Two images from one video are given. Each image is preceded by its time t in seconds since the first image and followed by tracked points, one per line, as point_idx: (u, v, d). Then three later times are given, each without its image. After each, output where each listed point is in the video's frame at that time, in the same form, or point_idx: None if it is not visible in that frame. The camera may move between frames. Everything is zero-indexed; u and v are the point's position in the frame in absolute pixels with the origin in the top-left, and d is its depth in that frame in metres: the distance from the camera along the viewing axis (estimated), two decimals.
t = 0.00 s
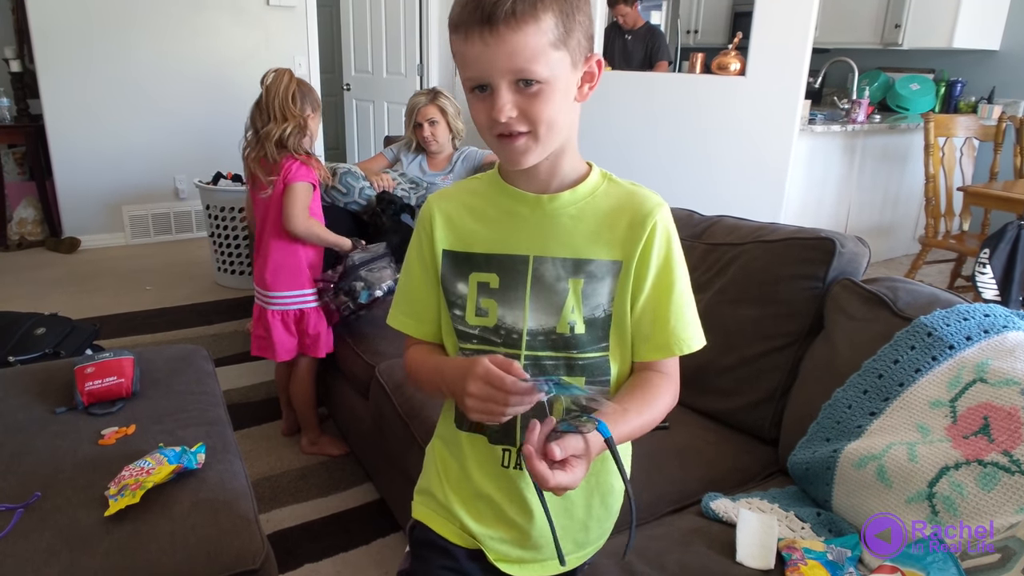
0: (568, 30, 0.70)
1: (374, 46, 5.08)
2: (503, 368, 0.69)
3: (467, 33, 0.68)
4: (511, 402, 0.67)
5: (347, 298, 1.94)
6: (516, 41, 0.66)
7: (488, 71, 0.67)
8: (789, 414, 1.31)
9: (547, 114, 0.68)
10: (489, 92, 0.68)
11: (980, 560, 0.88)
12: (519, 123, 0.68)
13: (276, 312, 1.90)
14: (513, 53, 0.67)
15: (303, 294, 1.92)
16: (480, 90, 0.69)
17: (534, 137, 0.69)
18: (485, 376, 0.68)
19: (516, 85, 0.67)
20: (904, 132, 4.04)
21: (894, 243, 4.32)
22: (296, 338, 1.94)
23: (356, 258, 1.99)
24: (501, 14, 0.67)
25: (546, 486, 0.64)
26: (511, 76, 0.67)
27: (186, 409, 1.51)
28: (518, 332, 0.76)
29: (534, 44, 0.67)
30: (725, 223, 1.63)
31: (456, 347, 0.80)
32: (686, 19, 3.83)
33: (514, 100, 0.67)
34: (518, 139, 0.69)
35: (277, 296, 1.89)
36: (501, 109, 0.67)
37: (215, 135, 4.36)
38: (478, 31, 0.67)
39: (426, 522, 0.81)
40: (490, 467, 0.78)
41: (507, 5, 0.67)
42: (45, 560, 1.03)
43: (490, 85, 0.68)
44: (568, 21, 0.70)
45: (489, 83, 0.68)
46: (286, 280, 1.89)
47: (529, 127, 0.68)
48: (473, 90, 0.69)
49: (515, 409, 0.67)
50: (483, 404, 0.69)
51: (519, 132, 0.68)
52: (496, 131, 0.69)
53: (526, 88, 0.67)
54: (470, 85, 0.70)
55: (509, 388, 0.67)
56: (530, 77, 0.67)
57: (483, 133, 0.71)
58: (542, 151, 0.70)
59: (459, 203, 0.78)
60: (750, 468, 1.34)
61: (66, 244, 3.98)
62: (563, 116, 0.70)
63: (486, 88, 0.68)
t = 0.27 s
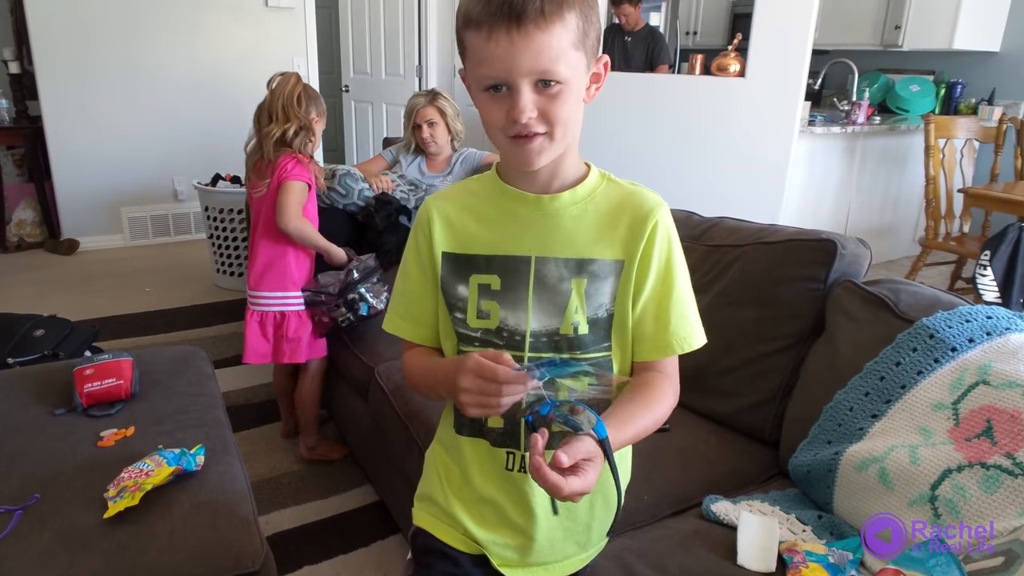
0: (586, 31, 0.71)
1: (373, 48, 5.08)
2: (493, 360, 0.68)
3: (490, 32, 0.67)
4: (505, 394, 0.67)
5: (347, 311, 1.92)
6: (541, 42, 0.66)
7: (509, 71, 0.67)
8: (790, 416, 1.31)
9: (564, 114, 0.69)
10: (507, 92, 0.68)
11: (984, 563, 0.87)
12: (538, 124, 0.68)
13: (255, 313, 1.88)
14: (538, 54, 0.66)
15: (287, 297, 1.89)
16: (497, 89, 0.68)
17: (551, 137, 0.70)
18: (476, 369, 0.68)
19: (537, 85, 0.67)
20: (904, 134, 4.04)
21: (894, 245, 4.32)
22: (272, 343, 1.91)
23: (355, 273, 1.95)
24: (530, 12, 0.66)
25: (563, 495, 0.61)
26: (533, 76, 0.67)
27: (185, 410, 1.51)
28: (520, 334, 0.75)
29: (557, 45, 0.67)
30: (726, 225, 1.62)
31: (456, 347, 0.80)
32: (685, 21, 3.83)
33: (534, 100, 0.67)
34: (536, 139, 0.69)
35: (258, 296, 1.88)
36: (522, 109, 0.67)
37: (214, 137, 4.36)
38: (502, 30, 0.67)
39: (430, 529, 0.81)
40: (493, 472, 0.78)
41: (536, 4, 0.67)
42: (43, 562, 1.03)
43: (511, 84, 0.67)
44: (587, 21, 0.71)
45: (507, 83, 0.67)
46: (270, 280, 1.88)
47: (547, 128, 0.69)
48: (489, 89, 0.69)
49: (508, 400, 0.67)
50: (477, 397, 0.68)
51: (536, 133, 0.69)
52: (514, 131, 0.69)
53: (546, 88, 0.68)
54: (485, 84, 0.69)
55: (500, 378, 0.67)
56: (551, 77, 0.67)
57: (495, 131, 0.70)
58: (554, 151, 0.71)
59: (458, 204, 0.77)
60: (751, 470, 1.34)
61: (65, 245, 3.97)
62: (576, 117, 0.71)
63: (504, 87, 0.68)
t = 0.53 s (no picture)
0: (598, 42, 0.72)
1: (374, 46, 5.08)
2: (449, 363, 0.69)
3: (509, 39, 0.67)
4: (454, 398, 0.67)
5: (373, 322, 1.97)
6: (558, 55, 0.67)
7: (522, 80, 0.67)
8: (789, 414, 1.31)
9: (569, 123, 0.70)
10: (516, 99, 0.68)
11: (978, 559, 0.89)
12: (544, 132, 0.69)
13: (283, 327, 1.84)
14: (553, 66, 0.67)
15: (311, 304, 1.86)
16: (507, 95, 0.68)
17: (554, 145, 0.70)
18: (427, 367, 0.69)
19: (547, 97, 0.68)
20: (905, 132, 4.04)
21: (895, 243, 4.32)
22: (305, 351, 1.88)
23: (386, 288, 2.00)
24: (550, 26, 0.67)
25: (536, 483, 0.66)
26: (545, 89, 0.67)
27: (186, 408, 1.51)
28: (519, 331, 0.76)
29: (569, 56, 0.68)
30: (726, 223, 1.62)
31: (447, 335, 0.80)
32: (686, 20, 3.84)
33: (544, 112, 0.68)
34: (539, 147, 0.70)
35: (280, 310, 1.83)
36: (530, 118, 0.67)
37: (214, 135, 4.36)
38: (520, 38, 0.66)
39: (430, 531, 0.81)
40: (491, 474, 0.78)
41: (555, 19, 0.67)
42: (44, 559, 1.03)
43: (521, 94, 0.67)
44: (599, 32, 0.72)
45: (518, 92, 0.68)
46: (294, 291, 1.83)
47: (551, 137, 0.70)
48: (501, 95, 0.68)
49: (460, 400, 0.67)
50: (428, 396, 0.68)
51: (540, 141, 0.69)
52: (519, 137, 0.69)
53: (556, 100, 0.68)
54: (496, 89, 0.69)
55: (445, 378, 0.67)
56: (560, 90, 0.68)
57: (498, 134, 0.71)
58: (554, 158, 0.71)
59: (455, 203, 0.77)
60: (750, 467, 1.34)
61: (66, 244, 3.98)
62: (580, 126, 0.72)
63: (513, 95, 0.68)
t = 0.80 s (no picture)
0: (597, 38, 0.72)
1: (374, 42, 5.07)
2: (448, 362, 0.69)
3: (505, 26, 0.67)
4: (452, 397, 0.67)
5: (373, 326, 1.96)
6: (554, 45, 0.67)
7: (518, 67, 0.67)
8: (787, 409, 1.31)
9: (564, 117, 0.69)
10: (512, 87, 0.68)
11: (976, 556, 0.86)
12: (538, 124, 0.69)
13: (286, 339, 1.80)
14: (549, 56, 0.67)
15: (314, 315, 1.84)
16: (504, 84, 0.68)
17: (549, 138, 0.70)
18: (426, 366, 0.69)
19: (543, 86, 0.68)
20: (905, 128, 4.04)
21: (894, 239, 4.33)
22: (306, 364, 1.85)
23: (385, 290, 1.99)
24: (545, 16, 0.67)
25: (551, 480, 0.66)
26: (539, 78, 0.67)
27: (186, 404, 1.52)
28: (519, 326, 0.76)
29: (567, 48, 0.68)
30: (725, 218, 1.63)
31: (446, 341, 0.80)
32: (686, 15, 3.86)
33: (534, 100, 0.68)
34: (534, 139, 0.70)
35: (283, 323, 1.79)
36: (525, 108, 0.67)
37: (215, 131, 4.36)
38: (517, 25, 0.67)
39: (429, 526, 0.81)
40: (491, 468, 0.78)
41: (552, 9, 0.67)
42: (44, 554, 1.03)
43: (517, 82, 0.68)
44: (599, 28, 0.72)
45: (514, 79, 0.68)
46: (298, 302, 1.80)
47: (545, 129, 0.69)
48: (498, 84, 0.69)
49: (457, 401, 0.67)
50: (427, 395, 0.69)
51: (535, 132, 0.69)
52: (515, 126, 0.69)
53: (552, 90, 0.68)
54: (494, 78, 0.69)
55: (445, 378, 0.67)
56: (556, 81, 0.68)
57: (496, 124, 0.71)
58: (550, 151, 0.71)
59: (456, 198, 0.77)
60: (749, 462, 1.34)
61: (66, 240, 3.97)
62: (576, 121, 0.71)
63: (510, 83, 0.68)
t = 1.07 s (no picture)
0: (593, 25, 0.71)
1: (375, 43, 5.07)
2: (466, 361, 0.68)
3: (495, 11, 0.68)
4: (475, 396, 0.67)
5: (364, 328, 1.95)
6: (544, 24, 0.67)
7: (510, 51, 0.67)
8: (789, 410, 1.31)
9: (560, 104, 0.69)
10: (509, 74, 0.68)
11: (978, 556, 0.86)
12: (533, 109, 0.68)
13: (287, 341, 1.79)
14: (540, 37, 0.67)
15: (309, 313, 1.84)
16: (501, 70, 0.69)
17: (545, 125, 0.69)
18: (445, 370, 0.68)
19: (537, 70, 0.68)
20: (905, 129, 4.03)
21: (895, 240, 4.32)
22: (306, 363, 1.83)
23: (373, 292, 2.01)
24: None
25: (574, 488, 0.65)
26: (533, 60, 0.67)
27: (187, 405, 1.52)
28: (527, 329, 0.75)
29: (560, 31, 0.68)
30: (726, 219, 1.63)
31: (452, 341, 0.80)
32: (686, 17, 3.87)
33: (533, 85, 0.68)
34: (530, 126, 0.69)
35: (282, 324, 1.77)
36: (517, 92, 0.67)
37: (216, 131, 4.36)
38: (507, 9, 0.67)
39: (431, 527, 0.81)
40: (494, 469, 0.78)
41: None
42: (45, 555, 1.03)
43: (511, 66, 0.68)
44: (595, 15, 0.71)
45: (509, 65, 0.68)
46: (296, 301, 1.79)
47: (540, 116, 0.69)
48: (494, 69, 0.69)
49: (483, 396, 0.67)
50: (450, 396, 0.68)
51: (530, 119, 0.69)
52: (511, 115, 0.69)
53: (546, 74, 0.68)
54: (490, 64, 0.69)
55: (473, 379, 0.66)
56: (552, 62, 0.68)
57: (496, 117, 0.71)
58: (550, 141, 0.70)
59: (465, 198, 0.77)
60: (750, 464, 1.34)
61: (67, 241, 3.98)
62: (576, 110, 0.71)
63: (504, 67, 0.68)
